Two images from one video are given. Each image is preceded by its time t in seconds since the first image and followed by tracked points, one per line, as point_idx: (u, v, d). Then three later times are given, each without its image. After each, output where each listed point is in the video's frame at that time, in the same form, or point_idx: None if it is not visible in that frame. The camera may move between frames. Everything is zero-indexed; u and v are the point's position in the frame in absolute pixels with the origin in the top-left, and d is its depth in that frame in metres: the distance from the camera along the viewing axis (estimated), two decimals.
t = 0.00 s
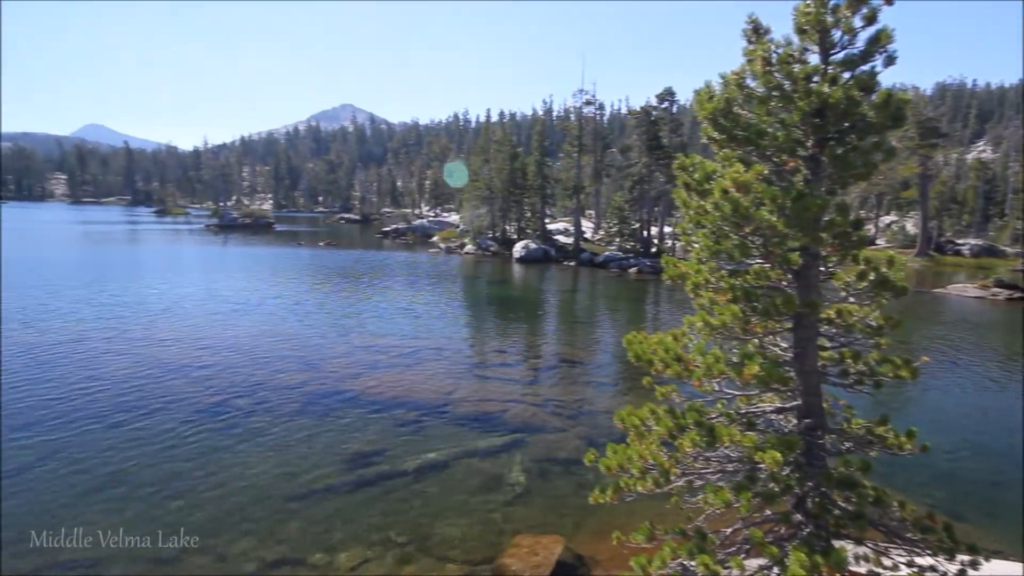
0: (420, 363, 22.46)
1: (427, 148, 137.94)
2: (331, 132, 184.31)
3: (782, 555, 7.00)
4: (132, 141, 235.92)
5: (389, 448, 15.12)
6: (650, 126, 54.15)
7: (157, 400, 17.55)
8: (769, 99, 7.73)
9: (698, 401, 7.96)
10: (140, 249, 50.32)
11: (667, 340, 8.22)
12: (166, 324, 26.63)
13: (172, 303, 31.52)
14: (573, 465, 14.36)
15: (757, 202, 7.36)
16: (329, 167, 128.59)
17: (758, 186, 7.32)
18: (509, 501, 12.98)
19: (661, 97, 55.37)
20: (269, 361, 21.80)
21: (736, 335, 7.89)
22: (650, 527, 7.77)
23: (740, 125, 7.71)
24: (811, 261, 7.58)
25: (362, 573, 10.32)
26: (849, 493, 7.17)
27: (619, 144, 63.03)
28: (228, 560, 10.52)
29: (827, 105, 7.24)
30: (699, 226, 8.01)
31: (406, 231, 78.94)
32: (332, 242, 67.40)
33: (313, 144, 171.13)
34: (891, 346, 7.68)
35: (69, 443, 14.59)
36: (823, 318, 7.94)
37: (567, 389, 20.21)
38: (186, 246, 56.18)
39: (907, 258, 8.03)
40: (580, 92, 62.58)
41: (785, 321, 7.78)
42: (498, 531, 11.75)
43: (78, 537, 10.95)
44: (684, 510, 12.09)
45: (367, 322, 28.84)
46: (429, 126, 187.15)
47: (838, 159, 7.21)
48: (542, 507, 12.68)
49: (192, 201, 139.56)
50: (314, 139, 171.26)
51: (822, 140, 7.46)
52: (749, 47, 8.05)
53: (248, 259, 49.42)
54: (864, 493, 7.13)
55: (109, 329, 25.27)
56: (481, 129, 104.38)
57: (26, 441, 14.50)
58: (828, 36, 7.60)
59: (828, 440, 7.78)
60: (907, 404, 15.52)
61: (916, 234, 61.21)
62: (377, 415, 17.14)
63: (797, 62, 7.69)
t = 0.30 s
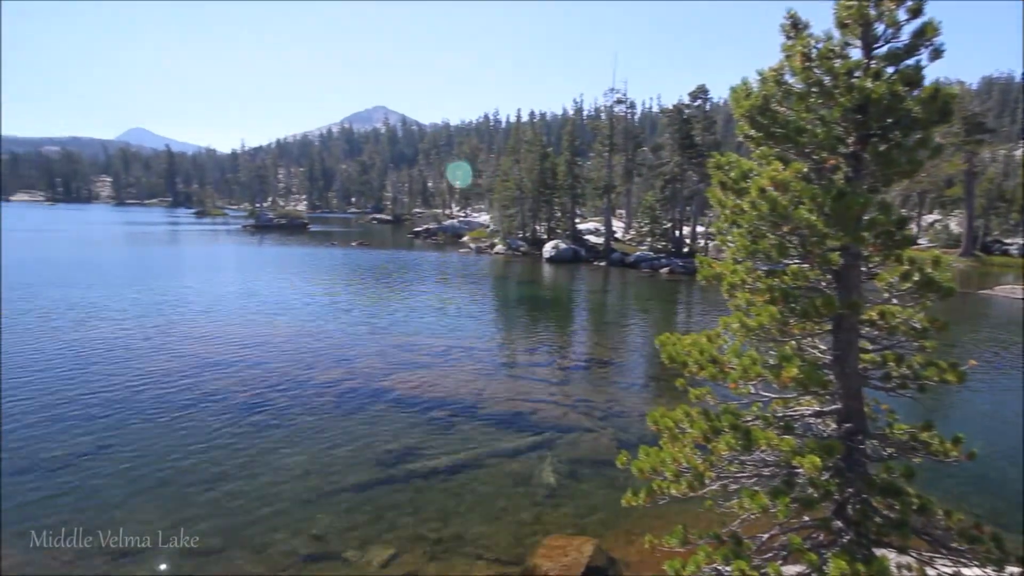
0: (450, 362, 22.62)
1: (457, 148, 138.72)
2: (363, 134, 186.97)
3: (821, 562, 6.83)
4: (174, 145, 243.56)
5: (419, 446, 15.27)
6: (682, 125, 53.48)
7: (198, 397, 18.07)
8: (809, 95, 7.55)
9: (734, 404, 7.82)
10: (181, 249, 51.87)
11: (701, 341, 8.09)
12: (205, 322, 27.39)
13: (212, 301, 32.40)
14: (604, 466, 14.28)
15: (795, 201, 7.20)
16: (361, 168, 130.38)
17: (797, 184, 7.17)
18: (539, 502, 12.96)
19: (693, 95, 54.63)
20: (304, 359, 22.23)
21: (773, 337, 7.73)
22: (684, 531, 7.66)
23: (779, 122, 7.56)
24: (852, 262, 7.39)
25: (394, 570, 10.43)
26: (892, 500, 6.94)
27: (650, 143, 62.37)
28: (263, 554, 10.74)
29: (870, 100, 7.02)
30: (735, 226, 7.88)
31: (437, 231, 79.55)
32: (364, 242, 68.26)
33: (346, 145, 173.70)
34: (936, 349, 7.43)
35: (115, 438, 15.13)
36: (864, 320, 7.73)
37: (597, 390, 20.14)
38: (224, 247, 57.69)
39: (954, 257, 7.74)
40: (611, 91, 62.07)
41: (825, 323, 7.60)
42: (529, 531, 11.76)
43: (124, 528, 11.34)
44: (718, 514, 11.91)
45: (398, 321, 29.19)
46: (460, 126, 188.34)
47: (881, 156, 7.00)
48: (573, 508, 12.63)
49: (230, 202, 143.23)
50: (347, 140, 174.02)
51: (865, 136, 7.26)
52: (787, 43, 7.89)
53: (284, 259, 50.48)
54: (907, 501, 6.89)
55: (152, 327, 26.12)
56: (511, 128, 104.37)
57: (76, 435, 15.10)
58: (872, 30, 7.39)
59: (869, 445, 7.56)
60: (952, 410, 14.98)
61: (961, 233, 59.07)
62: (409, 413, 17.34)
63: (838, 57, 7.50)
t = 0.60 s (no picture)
0: (480, 361, 22.74)
1: (487, 149, 139.20)
2: (395, 135, 189.04)
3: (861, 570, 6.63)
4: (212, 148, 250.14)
5: (450, 444, 15.39)
6: (715, 123, 52.66)
7: (235, 392, 18.54)
8: (850, 91, 7.36)
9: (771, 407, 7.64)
10: (219, 249, 53.29)
11: (736, 343, 7.96)
12: (242, 320, 28.10)
13: (248, 299, 33.21)
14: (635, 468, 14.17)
15: (836, 199, 7.02)
16: (393, 169, 131.86)
17: (838, 182, 6.98)
18: (570, 502, 12.90)
19: (727, 92, 53.73)
20: (337, 357, 22.60)
21: (812, 340, 7.55)
22: (718, 535, 7.51)
23: (819, 118, 7.38)
24: (895, 261, 7.18)
25: (424, 566, 10.51)
26: (939, 509, 6.69)
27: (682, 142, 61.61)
28: (297, 547, 10.94)
29: (915, 96, 6.80)
30: (773, 225, 7.70)
31: (467, 231, 79.97)
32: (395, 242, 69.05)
33: (378, 146, 175.81)
34: (984, 353, 7.16)
35: (157, 431, 15.62)
36: (908, 322, 7.50)
37: (627, 390, 20.05)
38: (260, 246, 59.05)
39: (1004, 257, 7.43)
40: (643, 89, 61.49)
41: (866, 325, 7.41)
42: (560, 530, 11.74)
43: (168, 518, 11.70)
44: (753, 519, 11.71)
45: (429, 320, 29.46)
46: (490, 127, 189.00)
47: (926, 153, 6.76)
48: (603, 509, 12.56)
49: (266, 203, 146.50)
50: (380, 141, 176.38)
51: (908, 134, 7.05)
52: (827, 38, 7.72)
53: (318, 258, 51.44)
54: (953, 510, 6.64)
55: (192, 324, 26.92)
56: (542, 128, 104.30)
57: (120, 428, 15.64)
58: (916, 23, 7.17)
59: (913, 452, 7.31)
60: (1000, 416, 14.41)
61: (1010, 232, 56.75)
62: (440, 411, 17.50)
63: (881, 51, 7.30)
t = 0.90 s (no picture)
0: (509, 361, 22.77)
1: (518, 148, 139.39)
2: (426, 135, 190.69)
3: None
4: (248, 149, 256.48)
5: (479, 443, 15.49)
6: (750, 121, 51.74)
7: (269, 389, 18.96)
8: (893, 87, 7.14)
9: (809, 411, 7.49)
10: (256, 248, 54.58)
11: (772, 345, 7.83)
12: (278, 318, 28.76)
13: (284, 298, 33.97)
14: (664, 471, 14.04)
15: (877, 198, 6.83)
16: (423, 169, 133.00)
17: (880, 181, 6.77)
18: (598, 503, 12.85)
19: (762, 90, 52.75)
20: (368, 355, 22.93)
21: (851, 342, 7.38)
22: (752, 540, 7.41)
23: (860, 116, 7.20)
24: (940, 262, 6.94)
25: (452, 564, 10.60)
26: (984, 520, 6.44)
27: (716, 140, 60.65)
28: (329, 542, 11.15)
29: (963, 91, 6.56)
30: (810, 226, 7.57)
31: (497, 231, 80.21)
32: (425, 242, 69.68)
33: (409, 147, 177.45)
34: None
35: (195, 426, 16.08)
36: (953, 324, 7.24)
37: (658, 391, 19.89)
38: (294, 246, 60.27)
39: None
40: (674, 88, 60.78)
41: (909, 328, 7.19)
42: (588, 531, 11.70)
43: (205, 509, 12.05)
44: (788, 524, 11.47)
45: (459, 319, 29.65)
46: (520, 127, 189.14)
47: (973, 150, 6.52)
48: (633, 511, 12.47)
49: (300, 203, 149.36)
50: (411, 142, 178.23)
51: (955, 131, 6.81)
52: (869, 33, 7.52)
53: (351, 258, 52.29)
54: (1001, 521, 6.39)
55: (229, 322, 27.66)
56: (572, 127, 103.93)
57: (161, 422, 16.16)
58: (964, 17, 6.92)
59: (957, 460, 7.05)
60: None
61: None
62: (469, 410, 17.62)
63: (926, 46, 7.07)
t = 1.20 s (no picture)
0: (537, 361, 22.77)
1: (547, 148, 139.06)
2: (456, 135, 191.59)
3: None
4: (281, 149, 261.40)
5: (506, 442, 15.52)
6: (784, 120, 50.69)
7: (301, 385, 19.31)
8: (939, 85, 6.94)
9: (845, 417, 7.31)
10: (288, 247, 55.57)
11: (808, 349, 7.67)
12: (310, 316, 29.29)
13: (316, 296, 34.58)
14: (693, 475, 13.87)
15: (921, 199, 6.63)
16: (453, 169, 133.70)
17: (923, 182, 6.55)
18: (625, 506, 12.75)
19: (798, 88, 51.66)
20: (397, 353, 23.19)
21: (890, 347, 7.19)
22: (786, 547, 7.28)
23: (902, 115, 6.99)
24: (986, 266, 6.70)
25: (478, 563, 10.64)
26: None
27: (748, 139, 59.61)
28: (357, 537, 11.30)
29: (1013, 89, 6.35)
30: (848, 228, 7.38)
31: (526, 231, 80.18)
32: (455, 241, 70.09)
33: (439, 147, 178.49)
34: None
35: (229, 421, 16.44)
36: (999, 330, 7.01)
37: (687, 394, 19.66)
38: (326, 245, 61.28)
39: None
40: (707, 86, 59.88)
41: (952, 333, 6.99)
42: (616, 534, 11.62)
43: (238, 503, 12.32)
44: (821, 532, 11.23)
45: (487, 319, 29.73)
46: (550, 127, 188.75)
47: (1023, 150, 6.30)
48: (661, 514, 12.35)
49: (331, 202, 151.69)
50: (441, 142, 179.38)
51: (1004, 130, 6.60)
52: (913, 30, 7.32)
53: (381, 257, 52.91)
54: None
55: (262, 319, 28.24)
56: (602, 126, 103.20)
57: (196, 416, 16.57)
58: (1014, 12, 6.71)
59: (1002, 470, 6.80)
60: None
61: None
62: (497, 410, 17.67)
63: (973, 42, 6.86)
